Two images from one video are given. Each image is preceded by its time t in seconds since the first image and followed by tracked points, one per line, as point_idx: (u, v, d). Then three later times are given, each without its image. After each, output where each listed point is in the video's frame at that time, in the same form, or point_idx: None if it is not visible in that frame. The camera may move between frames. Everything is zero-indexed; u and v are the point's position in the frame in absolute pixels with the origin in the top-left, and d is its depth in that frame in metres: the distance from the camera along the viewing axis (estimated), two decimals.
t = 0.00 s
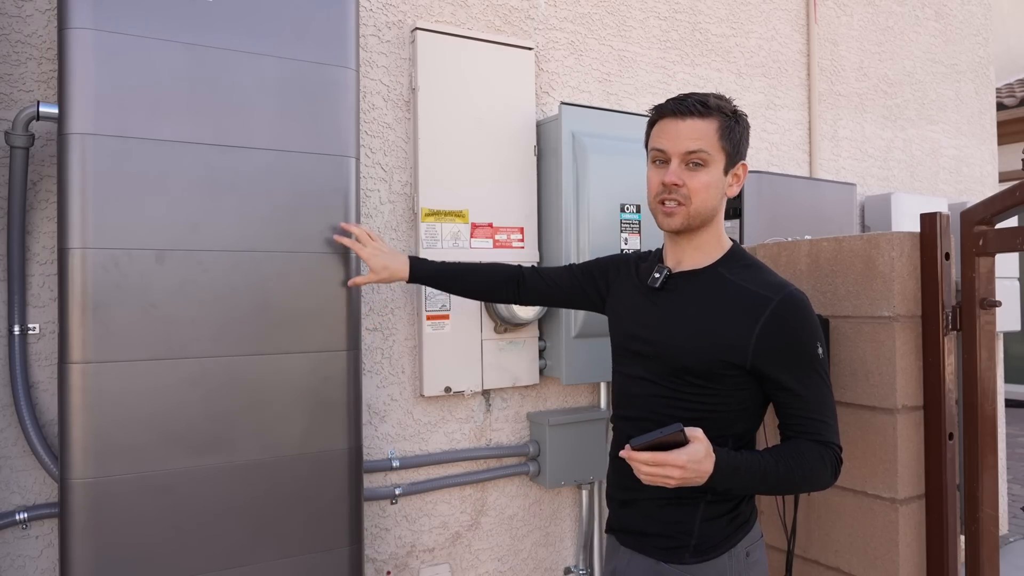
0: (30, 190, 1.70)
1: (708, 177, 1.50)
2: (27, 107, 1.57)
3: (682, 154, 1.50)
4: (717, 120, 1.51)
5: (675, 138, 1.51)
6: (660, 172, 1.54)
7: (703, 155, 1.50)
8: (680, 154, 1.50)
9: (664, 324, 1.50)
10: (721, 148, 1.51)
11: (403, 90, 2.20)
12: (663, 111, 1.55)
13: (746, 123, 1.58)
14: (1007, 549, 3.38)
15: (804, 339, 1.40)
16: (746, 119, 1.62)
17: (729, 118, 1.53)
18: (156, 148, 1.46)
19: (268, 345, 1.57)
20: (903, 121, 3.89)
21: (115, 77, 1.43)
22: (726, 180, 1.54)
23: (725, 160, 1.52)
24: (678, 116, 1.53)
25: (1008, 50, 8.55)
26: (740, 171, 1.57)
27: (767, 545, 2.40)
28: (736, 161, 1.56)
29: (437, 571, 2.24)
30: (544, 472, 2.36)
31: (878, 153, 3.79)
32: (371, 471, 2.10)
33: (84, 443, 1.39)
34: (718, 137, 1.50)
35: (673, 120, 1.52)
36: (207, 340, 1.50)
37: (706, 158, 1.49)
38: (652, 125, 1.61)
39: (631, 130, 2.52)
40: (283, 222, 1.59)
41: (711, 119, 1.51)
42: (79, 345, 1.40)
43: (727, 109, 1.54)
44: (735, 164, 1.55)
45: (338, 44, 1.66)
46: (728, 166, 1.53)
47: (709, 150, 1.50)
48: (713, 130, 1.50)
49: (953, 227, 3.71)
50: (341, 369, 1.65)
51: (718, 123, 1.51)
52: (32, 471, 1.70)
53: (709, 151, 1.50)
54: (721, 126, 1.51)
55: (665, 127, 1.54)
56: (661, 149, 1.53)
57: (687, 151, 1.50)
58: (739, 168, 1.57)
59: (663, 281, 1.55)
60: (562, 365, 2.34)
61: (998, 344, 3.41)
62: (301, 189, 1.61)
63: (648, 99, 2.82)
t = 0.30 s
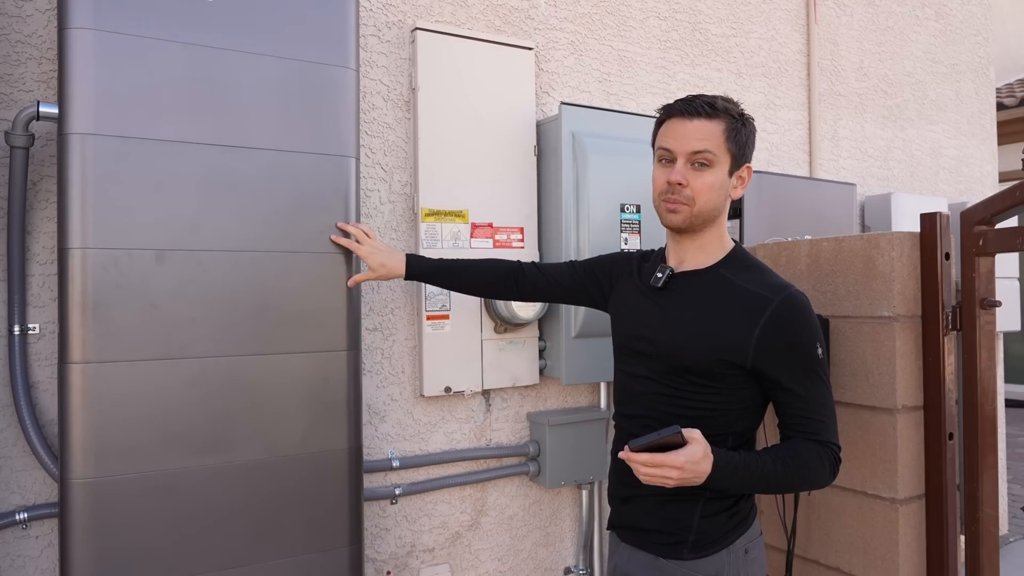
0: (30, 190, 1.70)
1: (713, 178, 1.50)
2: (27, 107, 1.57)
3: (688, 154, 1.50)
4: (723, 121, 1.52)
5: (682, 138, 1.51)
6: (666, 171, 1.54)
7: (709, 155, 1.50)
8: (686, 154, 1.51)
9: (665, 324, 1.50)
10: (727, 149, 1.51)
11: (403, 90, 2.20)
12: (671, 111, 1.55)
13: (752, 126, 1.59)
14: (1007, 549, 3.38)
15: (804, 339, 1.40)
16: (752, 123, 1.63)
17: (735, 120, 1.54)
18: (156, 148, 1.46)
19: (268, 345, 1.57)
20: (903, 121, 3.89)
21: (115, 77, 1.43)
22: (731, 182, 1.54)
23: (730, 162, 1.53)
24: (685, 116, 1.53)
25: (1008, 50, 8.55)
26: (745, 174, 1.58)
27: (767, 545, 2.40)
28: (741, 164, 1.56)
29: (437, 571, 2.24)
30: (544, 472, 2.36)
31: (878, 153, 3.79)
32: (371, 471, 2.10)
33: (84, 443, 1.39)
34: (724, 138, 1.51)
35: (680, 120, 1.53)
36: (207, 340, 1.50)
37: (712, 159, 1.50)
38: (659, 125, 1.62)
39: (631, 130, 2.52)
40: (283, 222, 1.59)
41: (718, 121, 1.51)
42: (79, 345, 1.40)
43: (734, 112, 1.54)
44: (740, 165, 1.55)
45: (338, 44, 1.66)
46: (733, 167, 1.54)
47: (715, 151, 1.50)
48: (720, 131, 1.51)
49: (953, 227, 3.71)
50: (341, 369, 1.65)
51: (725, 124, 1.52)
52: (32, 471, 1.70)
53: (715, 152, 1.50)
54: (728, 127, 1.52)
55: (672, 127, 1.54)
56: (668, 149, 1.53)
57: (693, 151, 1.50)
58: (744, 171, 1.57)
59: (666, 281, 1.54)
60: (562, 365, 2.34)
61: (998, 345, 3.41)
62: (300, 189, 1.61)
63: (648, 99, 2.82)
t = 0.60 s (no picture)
0: (30, 190, 1.70)
1: (717, 177, 1.50)
2: (27, 107, 1.57)
3: (693, 152, 1.50)
4: (728, 121, 1.52)
5: (687, 137, 1.51)
6: (670, 170, 1.54)
7: (713, 154, 1.50)
8: (690, 153, 1.51)
9: (669, 323, 1.50)
10: (731, 150, 1.51)
11: (403, 90, 2.20)
12: (676, 111, 1.56)
13: (757, 128, 1.59)
14: (1007, 549, 3.38)
15: (806, 338, 1.40)
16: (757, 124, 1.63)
17: (740, 120, 1.54)
18: (156, 148, 1.46)
19: (268, 345, 1.57)
20: (903, 121, 3.89)
21: (115, 77, 1.43)
22: (735, 182, 1.54)
23: (734, 162, 1.53)
24: (691, 116, 1.53)
25: (1008, 50, 8.55)
26: (749, 174, 1.58)
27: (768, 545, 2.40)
28: (746, 164, 1.56)
29: (437, 571, 2.24)
30: (544, 472, 2.36)
31: (878, 153, 3.79)
32: (371, 471, 2.10)
33: (84, 443, 1.39)
34: (728, 138, 1.51)
35: (685, 120, 1.53)
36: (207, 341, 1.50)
37: (716, 158, 1.50)
38: (664, 125, 1.62)
39: (631, 130, 2.52)
40: (283, 222, 1.59)
41: (723, 121, 1.51)
42: (79, 345, 1.40)
43: (740, 112, 1.54)
44: (744, 166, 1.55)
45: (338, 44, 1.66)
46: (737, 167, 1.54)
47: (719, 151, 1.50)
48: (725, 131, 1.51)
49: (953, 227, 3.71)
50: (341, 369, 1.65)
51: (730, 125, 1.52)
52: (32, 471, 1.70)
53: (719, 151, 1.50)
54: (732, 127, 1.52)
55: (677, 126, 1.54)
56: (672, 148, 1.54)
57: (697, 149, 1.50)
58: (748, 172, 1.58)
59: (669, 281, 1.54)
60: (562, 365, 2.34)
61: (998, 345, 3.41)
62: (300, 189, 1.61)
63: (648, 99, 2.82)
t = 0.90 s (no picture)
0: (30, 190, 1.70)
1: (715, 183, 1.50)
2: (27, 107, 1.57)
3: (690, 159, 1.51)
4: (724, 126, 1.52)
5: (683, 143, 1.51)
6: (666, 176, 1.54)
7: (710, 160, 1.50)
8: (687, 160, 1.51)
9: (668, 325, 1.50)
10: (727, 154, 1.51)
11: (403, 90, 2.20)
12: (672, 117, 1.56)
13: (754, 131, 1.59)
14: (1006, 549, 3.38)
15: (806, 339, 1.40)
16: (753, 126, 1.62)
17: (737, 125, 1.54)
18: (156, 148, 1.46)
19: (268, 345, 1.57)
20: (903, 121, 3.89)
21: (115, 77, 1.43)
22: (733, 187, 1.54)
23: (731, 167, 1.53)
24: (686, 121, 1.53)
25: (1008, 50, 8.56)
26: (746, 178, 1.58)
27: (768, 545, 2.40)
28: (743, 168, 1.56)
29: (437, 571, 2.24)
30: (544, 472, 2.36)
31: (878, 153, 3.79)
32: (371, 471, 2.10)
33: (84, 443, 1.39)
34: (725, 143, 1.51)
35: (681, 126, 1.53)
36: (207, 341, 1.50)
37: (713, 164, 1.50)
38: (660, 130, 1.62)
39: (631, 130, 2.52)
40: (283, 222, 1.59)
41: (719, 126, 1.51)
42: (79, 345, 1.40)
43: (736, 116, 1.54)
44: (741, 170, 1.55)
45: (338, 44, 1.66)
46: (734, 172, 1.54)
47: (716, 156, 1.50)
48: (721, 136, 1.51)
49: (953, 228, 3.71)
50: (341, 369, 1.65)
51: (726, 130, 1.52)
52: (32, 471, 1.70)
53: (716, 157, 1.50)
54: (729, 132, 1.52)
55: (673, 132, 1.55)
56: (669, 154, 1.54)
57: (694, 156, 1.50)
58: (745, 175, 1.58)
59: (668, 284, 1.55)
60: (562, 365, 2.34)
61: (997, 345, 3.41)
62: (300, 189, 1.61)
63: (648, 99, 2.82)
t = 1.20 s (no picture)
0: (30, 190, 1.70)
1: (709, 185, 1.50)
2: (27, 107, 1.57)
3: (683, 161, 1.51)
4: (718, 127, 1.52)
5: (677, 145, 1.51)
6: (661, 178, 1.55)
7: (703, 162, 1.50)
8: (681, 162, 1.51)
9: (667, 326, 1.50)
10: (721, 155, 1.51)
11: (403, 90, 2.20)
12: (665, 119, 1.56)
13: (749, 130, 1.59)
14: (1006, 549, 3.38)
15: (803, 338, 1.40)
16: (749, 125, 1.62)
17: (731, 126, 1.53)
18: (156, 148, 1.46)
19: (268, 345, 1.57)
20: (903, 121, 3.90)
21: (115, 77, 1.43)
22: (728, 187, 1.54)
23: (726, 167, 1.52)
24: (680, 123, 1.53)
25: (1008, 50, 8.56)
26: (742, 178, 1.58)
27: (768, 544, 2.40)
28: (738, 168, 1.56)
29: (437, 571, 2.24)
30: (544, 471, 2.36)
31: (878, 153, 3.79)
32: (371, 471, 2.10)
33: (84, 443, 1.39)
34: (719, 144, 1.51)
35: (674, 128, 1.53)
36: (207, 341, 1.50)
37: (707, 166, 1.50)
38: (655, 132, 1.62)
39: (631, 130, 2.52)
40: (283, 221, 1.59)
41: (712, 127, 1.51)
42: (79, 345, 1.40)
43: (729, 117, 1.54)
44: (737, 170, 1.55)
45: (338, 44, 1.66)
46: (729, 173, 1.53)
47: (709, 158, 1.50)
48: (714, 137, 1.51)
49: (953, 228, 3.71)
50: (341, 369, 1.65)
51: (720, 130, 1.51)
52: (32, 471, 1.70)
53: (710, 158, 1.50)
54: (723, 133, 1.51)
55: (666, 134, 1.55)
56: (662, 157, 1.54)
57: (688, 158, 1.50)
58: (741, 174, 1.57)
59: (666, 284, 1.55)
60: (562, 365, 2.34)
61: (997, 345, 3.42)
62: (300, 189, 1.61)
63: (648, 99, 2.82)
